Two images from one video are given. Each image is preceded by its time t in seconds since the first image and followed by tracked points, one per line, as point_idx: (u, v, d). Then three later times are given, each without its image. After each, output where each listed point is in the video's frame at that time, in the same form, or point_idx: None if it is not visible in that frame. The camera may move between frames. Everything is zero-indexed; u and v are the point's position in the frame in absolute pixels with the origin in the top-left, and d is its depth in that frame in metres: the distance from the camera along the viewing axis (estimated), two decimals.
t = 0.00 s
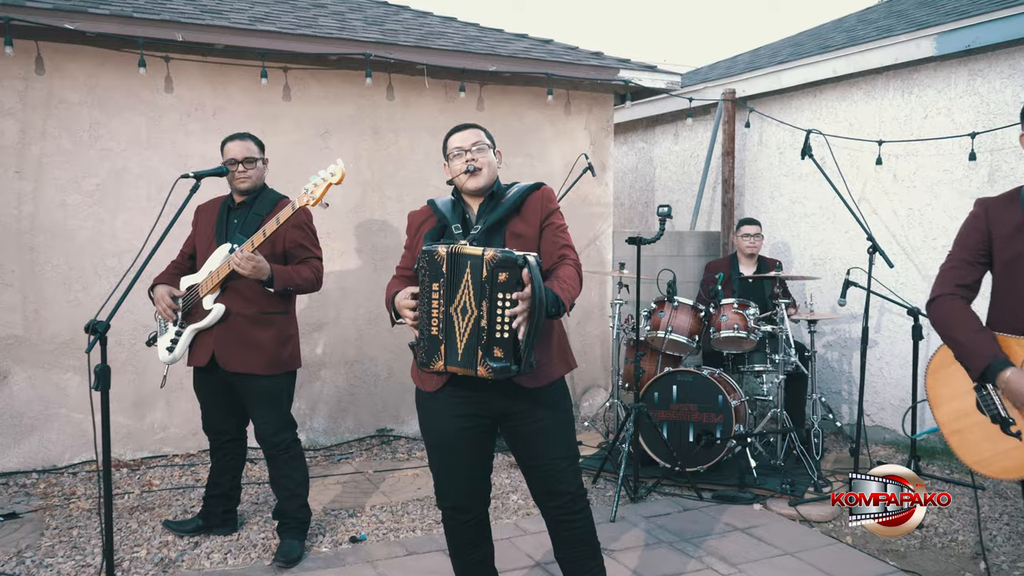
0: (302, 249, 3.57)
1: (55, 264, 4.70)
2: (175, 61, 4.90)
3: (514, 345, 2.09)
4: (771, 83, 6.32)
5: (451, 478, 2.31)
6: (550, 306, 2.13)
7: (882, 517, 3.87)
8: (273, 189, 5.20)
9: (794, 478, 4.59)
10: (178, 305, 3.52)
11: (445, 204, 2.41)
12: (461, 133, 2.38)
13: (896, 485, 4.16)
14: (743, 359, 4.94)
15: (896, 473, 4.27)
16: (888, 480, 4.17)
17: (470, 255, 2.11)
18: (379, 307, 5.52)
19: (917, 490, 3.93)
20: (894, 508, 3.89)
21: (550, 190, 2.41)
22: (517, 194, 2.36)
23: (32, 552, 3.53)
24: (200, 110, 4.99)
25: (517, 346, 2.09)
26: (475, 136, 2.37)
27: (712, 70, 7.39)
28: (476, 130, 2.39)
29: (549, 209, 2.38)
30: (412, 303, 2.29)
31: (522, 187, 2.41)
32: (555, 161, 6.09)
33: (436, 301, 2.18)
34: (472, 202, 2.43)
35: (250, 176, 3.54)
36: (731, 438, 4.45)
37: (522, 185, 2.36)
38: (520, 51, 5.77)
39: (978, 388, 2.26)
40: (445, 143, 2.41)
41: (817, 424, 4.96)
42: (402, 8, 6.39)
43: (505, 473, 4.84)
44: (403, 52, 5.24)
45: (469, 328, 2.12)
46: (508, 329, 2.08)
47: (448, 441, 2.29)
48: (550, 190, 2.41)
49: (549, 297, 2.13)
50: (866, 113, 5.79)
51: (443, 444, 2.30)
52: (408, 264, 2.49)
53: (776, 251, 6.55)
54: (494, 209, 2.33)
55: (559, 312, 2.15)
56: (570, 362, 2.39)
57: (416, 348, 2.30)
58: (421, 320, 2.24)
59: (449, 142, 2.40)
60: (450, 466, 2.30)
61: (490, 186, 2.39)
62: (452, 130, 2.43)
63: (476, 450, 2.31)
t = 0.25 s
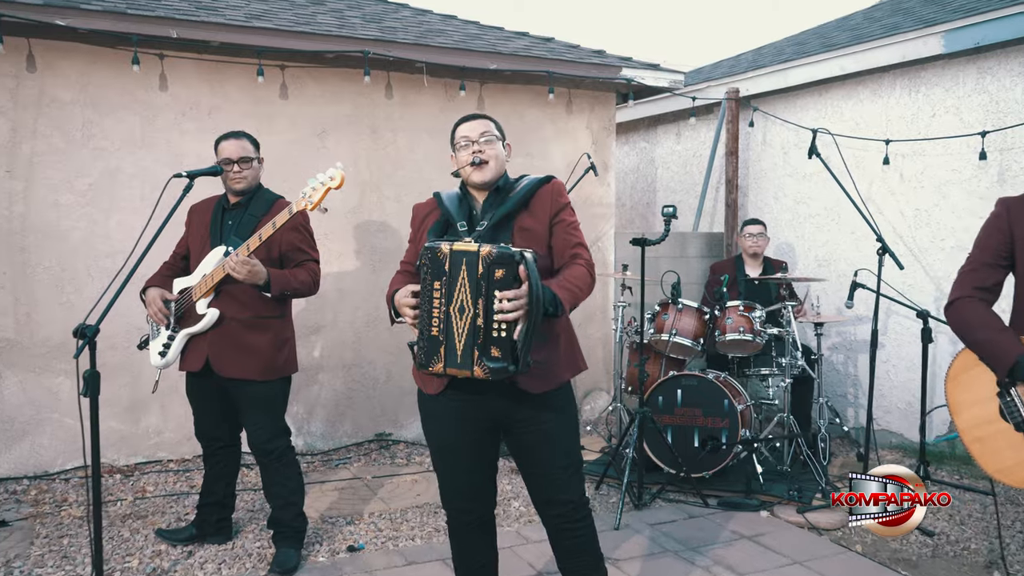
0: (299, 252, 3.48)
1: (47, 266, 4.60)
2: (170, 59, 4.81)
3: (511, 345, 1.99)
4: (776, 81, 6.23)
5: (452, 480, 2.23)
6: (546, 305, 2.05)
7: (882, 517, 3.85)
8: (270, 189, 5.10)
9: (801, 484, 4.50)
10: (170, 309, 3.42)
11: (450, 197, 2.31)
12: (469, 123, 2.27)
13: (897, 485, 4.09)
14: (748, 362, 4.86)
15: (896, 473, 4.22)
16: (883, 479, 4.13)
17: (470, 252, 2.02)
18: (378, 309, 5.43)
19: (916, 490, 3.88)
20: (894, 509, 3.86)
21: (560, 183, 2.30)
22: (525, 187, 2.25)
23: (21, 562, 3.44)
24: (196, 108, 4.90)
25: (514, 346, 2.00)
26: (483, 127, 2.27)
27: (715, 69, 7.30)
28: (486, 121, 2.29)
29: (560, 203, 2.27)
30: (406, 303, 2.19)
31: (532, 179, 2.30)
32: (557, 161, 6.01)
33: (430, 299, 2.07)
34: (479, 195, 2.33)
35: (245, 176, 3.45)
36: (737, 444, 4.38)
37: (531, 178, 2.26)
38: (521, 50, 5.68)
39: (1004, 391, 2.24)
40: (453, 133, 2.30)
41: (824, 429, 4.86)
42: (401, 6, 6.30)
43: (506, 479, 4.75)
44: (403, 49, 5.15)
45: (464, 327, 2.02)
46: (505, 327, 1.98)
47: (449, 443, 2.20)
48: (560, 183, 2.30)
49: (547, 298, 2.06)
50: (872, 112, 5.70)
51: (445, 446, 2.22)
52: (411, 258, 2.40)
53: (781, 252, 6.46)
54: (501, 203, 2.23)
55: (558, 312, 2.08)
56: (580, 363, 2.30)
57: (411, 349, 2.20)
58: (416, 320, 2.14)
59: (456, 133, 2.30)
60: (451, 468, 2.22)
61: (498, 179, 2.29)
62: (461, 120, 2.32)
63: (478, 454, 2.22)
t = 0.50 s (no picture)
0: (296, 256, 3.40)
1: (40, 269, 4.53)
2: (165, 58, 4.73)
3: (541, 362, 1.92)
4: (779, 82, 6.16)
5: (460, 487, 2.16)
6: (581, 327, 2.00)
7: (882, 518, 3.83)
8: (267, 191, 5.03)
9: (807, 491, 4.42)
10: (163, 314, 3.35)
11: (469, 202, 2.22)
12: (498, 117, 2.21)
13: (895, 485, 4.00)
14: (752, 366, 4.79)
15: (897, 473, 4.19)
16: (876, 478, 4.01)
17: (503, 260, 1.94)
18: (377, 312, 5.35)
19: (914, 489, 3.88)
20: (894, 509, 3.84)
21: (585, 196, 2.20)
22: (550, 198, 2.16)
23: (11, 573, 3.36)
24: (192, 109, 4.82)
25: (544, 363, 1.92)
26: (511, 123, 2.20)
27: (717, 69, 7.24)
28: (514, 117, 2.22)
29: (585, 215, 2.18)
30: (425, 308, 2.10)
31: (557, 190, 2.21)
32: (558, 162, 5.94)
33: (457, 307, 1.98)
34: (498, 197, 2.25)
35: (242, 176, 3.37)
36: (742, 450, 4.30)
37: (556, 189, 2.17)
38: (522, 49, 5.61)
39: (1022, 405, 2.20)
40: (479, 126, 2.23)
41: (829, 434, 4.79)
42: (400, 5, 6.23)
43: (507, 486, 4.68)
44: (402, 49, 5.08)
45: (494, 339, 1.94)
46: (537, 343, 1.91)
47: (457, 450, 2.13)
48: (585, 196, 2.20)
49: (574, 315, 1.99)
50: (877, 113, 5.63)
51: (454, 455, 2.15)
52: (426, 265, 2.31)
53: (784, 254, 6.40)
54: (524, 212, 2.14)
55: (591, 333, 2.01)
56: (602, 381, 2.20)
57: (426, 357, 2.10)
58: (437, 327, 2.04)
59: (483, 126, 2.23)
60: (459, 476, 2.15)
61: (519, 181, 2.21)
62: (490, 113, 2.25)
63: (485, 463, 2.13)
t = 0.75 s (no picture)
0: (294, 260, 3.33)
1: (33, 272, 4.45)
2: (160, 58, 4.66)
3: (555, 372, 1.89)
4: (781, 82, 6.09)
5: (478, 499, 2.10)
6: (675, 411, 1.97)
7: (882, 517, 3.89)
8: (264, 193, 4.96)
9: (812, 497, 4.36)
10: (161, 319, 3.29)
11: (499, 202, 2.17)
12: (535, 114, 2.15)
13: (896, 485, 4.03)
14: (756, 371, 4.69)
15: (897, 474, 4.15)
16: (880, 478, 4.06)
17: (517, 264, 1.89)
18: (375, 316, 5.29)
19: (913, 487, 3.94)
20: (894, 509, 3.90)
21: (620, 203, 2.13)
22: (583, 203, 2.10)
23: None
24: (187, 109, 4.75)
25: (559, 373, 1.89)
26: (549, 121, 2.14)
27: (718, 70, 7.18)
28: (553, 115, 2.16)
29: (619, 224, 2.11)
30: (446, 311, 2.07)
31: (592, 195, 2.15)
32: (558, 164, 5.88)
33: (473, 312, 1.96)
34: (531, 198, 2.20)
35: (237, 176, 3.30)
36: (746, 456, 4.22)
37: (591, 195, 2.11)
38: (522, 49, 5.54)
39: None
40: (516, 122, 2.18)
41: (834, 439, 4.73)
42: (399, 5, 6.16)
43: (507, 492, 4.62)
44: (401, 49, 5.01)
45: (508, 347, 1.91)
46: (551, 353, 1.87)
47: (476, 459, 2.08)
48: (620, 203, 2.13)
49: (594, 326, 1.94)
50: (881, 115, 5.57)
51: (474, 464, 2.09)
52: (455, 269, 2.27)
53: (787, 256, 6.36)
54: (555, 216, 2.08)
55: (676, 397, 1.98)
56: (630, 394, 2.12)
57: (444, 361, 2.08)
58: (453, 331, 2.02)
59: (521, 122, 2.18)
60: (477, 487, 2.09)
61: (552, 182, 2.16)
62: (529, 110, 2.20)
63: (505, 475, 2.07)
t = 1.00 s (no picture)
0: (291, 265, 3.25)
1: (23, 276, 4.36)
2: (153, 58, 4.58)
3: (596, 390, 1.85)
4: (781, 85, 6.03)
5: (500, 513, 2.04)
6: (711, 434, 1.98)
7: (882, 517, 3.94)
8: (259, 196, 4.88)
9: (816, 505, 4.30)
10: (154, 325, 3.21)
11: (534, 207, 2.12)
12: (577, 116, 2.12)
13: (894, 485, 4.12)
14: (758, 377, 4.61)
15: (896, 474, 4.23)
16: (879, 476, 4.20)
17: (560, 274, 1.85)
18: (372, 321, 5.21)
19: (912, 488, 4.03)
20: (894, 509, 3.94)
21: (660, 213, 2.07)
22: (622, 209, 2.04)
23: None
24: (181, 111, 4.67)
25: (599, 391, 1.86)
26: (590, 123, 2.11)
27: (717, 73, 7.14)
28: (593, 116, 2.13)
29: (659, 232, 2.05)
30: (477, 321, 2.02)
31: (632, 201, 2.09)
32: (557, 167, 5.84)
33: (510, 324, 1.91)
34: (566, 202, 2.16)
35: (234, 182, 3.23)
36: (749, 464, 4.17)
37: (632, 201, 2.06)
38: (521, 51, 5.48)
39: None
40: (555, 124, 2.15)
41: (837, 446, 4.67)
42: (395, 6, 6.09)
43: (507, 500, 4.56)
44: (398, 51, 4.94)
45: (547, 362, 1.86)
46: (593, 369, 1.83)
47: (505, 469, 2.02)
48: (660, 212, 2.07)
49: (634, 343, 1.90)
50: (882, 118, 5.53)
51: (500, 473, 2.03)
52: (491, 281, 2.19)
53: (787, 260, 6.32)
54: (592, 223, 2.03)
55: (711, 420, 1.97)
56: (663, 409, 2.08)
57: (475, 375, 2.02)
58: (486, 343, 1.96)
59: (560, 124, 2.14)
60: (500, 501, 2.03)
61: (591, 186, 2.12)
62: (568, 111, 2.16)
63: (533, 487, 2.02)
